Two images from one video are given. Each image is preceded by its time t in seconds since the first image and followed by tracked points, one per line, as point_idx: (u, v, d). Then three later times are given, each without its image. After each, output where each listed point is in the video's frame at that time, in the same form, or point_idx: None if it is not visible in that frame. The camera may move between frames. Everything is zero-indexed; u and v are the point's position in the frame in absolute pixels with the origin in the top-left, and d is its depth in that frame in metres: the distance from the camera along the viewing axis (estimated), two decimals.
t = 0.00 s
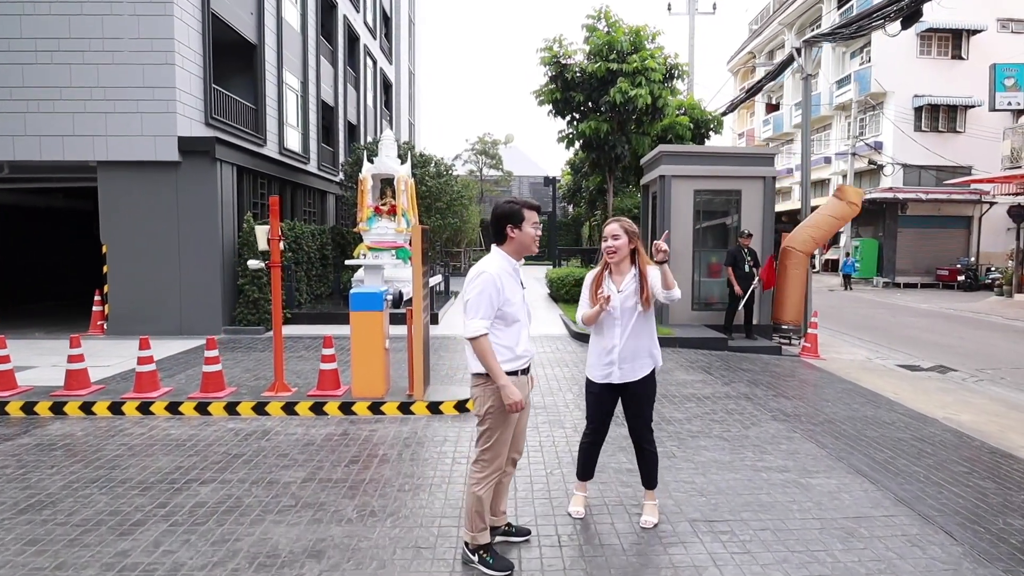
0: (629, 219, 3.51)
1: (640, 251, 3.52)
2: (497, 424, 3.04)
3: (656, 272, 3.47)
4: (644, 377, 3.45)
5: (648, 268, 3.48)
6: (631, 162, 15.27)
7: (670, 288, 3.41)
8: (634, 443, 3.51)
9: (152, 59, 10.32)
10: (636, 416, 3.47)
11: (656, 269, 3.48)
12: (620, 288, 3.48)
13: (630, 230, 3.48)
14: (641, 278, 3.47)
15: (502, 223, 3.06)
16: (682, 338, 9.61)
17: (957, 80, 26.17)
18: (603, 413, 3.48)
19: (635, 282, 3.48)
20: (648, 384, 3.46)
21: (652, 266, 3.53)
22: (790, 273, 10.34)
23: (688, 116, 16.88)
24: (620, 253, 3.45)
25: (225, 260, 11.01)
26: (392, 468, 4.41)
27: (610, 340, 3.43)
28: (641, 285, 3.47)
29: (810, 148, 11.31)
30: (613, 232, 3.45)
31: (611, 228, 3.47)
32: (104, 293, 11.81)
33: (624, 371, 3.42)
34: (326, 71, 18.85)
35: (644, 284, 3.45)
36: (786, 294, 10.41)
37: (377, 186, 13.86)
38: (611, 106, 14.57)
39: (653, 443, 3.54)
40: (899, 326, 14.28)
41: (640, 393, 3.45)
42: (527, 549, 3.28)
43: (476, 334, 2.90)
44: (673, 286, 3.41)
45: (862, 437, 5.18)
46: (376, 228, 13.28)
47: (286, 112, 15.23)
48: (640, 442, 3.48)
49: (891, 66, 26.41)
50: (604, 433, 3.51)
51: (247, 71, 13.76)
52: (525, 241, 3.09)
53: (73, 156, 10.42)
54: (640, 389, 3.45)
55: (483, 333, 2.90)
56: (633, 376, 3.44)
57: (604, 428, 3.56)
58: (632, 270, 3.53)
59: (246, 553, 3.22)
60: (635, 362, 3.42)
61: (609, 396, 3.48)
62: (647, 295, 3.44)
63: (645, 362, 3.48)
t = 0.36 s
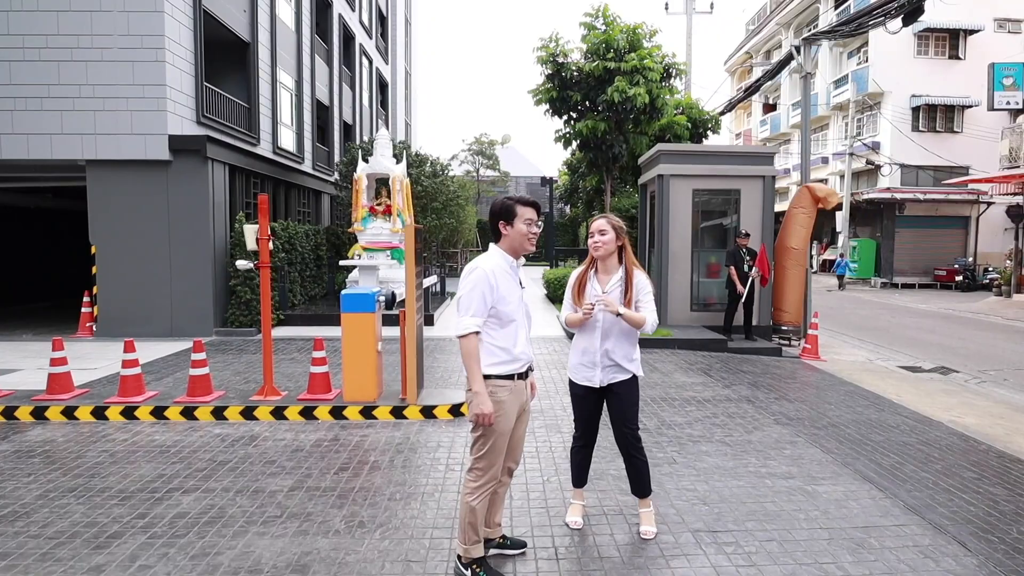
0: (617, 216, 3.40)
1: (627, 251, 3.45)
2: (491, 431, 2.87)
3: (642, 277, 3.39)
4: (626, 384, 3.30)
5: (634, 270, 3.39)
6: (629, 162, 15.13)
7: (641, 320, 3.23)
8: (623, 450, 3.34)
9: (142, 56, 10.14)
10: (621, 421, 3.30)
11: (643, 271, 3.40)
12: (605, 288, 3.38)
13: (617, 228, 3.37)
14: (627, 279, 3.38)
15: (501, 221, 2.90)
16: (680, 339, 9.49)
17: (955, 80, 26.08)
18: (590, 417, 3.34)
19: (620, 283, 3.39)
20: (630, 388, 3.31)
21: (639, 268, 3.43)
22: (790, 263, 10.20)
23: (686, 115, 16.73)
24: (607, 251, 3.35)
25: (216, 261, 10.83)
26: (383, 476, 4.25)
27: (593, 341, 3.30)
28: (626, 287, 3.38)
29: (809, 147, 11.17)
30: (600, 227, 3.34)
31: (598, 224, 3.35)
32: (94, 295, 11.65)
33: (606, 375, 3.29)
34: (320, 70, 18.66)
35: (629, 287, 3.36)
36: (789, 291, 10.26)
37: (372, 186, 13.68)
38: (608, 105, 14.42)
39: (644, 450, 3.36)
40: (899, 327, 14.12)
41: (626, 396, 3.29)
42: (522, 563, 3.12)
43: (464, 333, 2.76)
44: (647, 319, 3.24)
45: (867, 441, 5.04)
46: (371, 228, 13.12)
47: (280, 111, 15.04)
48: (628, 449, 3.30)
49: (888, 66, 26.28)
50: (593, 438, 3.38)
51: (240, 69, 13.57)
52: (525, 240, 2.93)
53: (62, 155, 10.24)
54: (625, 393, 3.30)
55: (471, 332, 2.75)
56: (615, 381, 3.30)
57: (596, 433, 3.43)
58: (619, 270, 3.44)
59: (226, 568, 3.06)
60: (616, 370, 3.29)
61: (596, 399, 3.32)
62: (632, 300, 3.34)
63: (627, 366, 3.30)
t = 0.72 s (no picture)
0: (617, 216, 3.25)
1: (632, 252, 3.28)
2: (471, 442, 2.71)
3: (645, 281, 3.22)
4: (629, 395, 3.15)
5: (638, 273, 3.23)
6: (624, 161, 14.97)
7: (639, 328, 3.13)
8: (619, 461, 3.21)
9: (128, 53, 9.95)
10: (624, 433, 3.17)
11: (649, 275, 3.22)
12: (606, 293, 3.25)
13: (617, 230, 3.22)
14: (631, 284, 3.21)
15: (483, 224, 2.75)
16: (675, 341, 9.35)
17: (951, 79, 26.00)
18: (590, 429, 3.19)
19: (623, 287, 3.24)
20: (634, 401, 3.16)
21: (643, 271, 3.26)
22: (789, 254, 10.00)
23: (682, 114, 16.58)
24: (606, 254, 3.22)
25: (204, 261, 10.65)
26: (365, 486, 4.09)
27: (594, 350, 3.16)
28: (629, 291, 3.22)
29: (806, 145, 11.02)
30: (598, 230, 3.21)
31: (596, 227, 3.23)
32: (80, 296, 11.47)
33: (607, 386, 3.14)
34: (313, 68, 18.47)
35: (631, 290, 3.20)
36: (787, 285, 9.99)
37: (365, 185, 13.51)
38: (603, 104, 14.27)
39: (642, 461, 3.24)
40: (896, 327, 14.01)
41: (628, 407, 3.15)
42: None
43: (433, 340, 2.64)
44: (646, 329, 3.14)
45: (867, 448, 4.89)
46: (363, 227, 12.95)
47: (271, 110, 14.85)
48: (628, 460, 3.18)
49: (885, 64, 26.13)
50: (590, 450, 3.23)
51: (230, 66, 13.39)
52: (508, 243, 2.77)
53: (46, 154, 10.05)
54: (627, 405, 3.15)
55: (439, 340, 2.62)
56: (618, 391, 3.15)
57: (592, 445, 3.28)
58: (622, 273, 3.28)
59: None
60: (618, 381, 3.14)
61: (597, 410, 3.19)
62: (633, 304, 3.19)
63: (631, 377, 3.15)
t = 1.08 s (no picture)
0: (626, 216, 3.13)
1: (642, 254, 3.17)
2: (451, 450, 2.59)
3: (655, 283, 3.11)
4: (637, 402, 3.04)
5: (647, 275, 3.12)
6: (620, 160, 14.86)
7: (643, 331, 3.00)
8: (620, 469, 3.10)
9: (117, 51, 9.81)
10: (624, 442, 3.06)
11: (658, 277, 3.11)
12: (613, 295, 3.14)
13: (625, 230, 3.11)
14: (639, 288, 3.11)
15: (469, 226, 2.63)
16: (671, 342, 9.24)
17: (949, 79, 25.94)
18: (593, 439, 3.07)
19: (631, 289, 3.13)
20: (642, 409, 3.06)
21: (653, 273, 3.14)
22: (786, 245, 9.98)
23: (679, 113, 16.47)
24: (614, 256, 3.11)
25: (195, 262, 10.51)
26: (350, 493, 3.96)
27: (601, 355, 3.06)
28: (637, 294, 3.12)
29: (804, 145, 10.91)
30: (607, 232, 3.10)
31: (604, 229, 3.12)
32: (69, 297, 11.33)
33: (614, 393, 3.03)
34: (308, 68, 18.34)
35: (639, 293, 3.10)
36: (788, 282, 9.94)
37: (359, 185, 13.38)
38: (599, 103, 14.15)
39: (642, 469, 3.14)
40: (895, 328, 13.92)
41: (631, 415, 3.05)
42: None
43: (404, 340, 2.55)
44: (653, 334, 3.01)
45: (867, 453, 4.77)
46: (357, 228, 12.82)
47: (264, 109, 14.72)
48: (631, 469, 3.08)
49: (882, 64, 26.06)
50: (593, 462, 3.09)
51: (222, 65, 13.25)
52: (494, 248, 2.65)
53: (34, 154, 9.91)
54: (628, 413, 3.04)
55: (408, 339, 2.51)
56: (624, 398, 3.04)
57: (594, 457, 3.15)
58: (631, 275, 3.17)
59: None
60: (625, 387, 3.03)
61: (600, 420, 3.07)
62: (642, 307, 3.08)
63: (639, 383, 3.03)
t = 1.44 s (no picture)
0: (630, 214, 3.00)
1: (645, 253, 3.05)
2: (444, 460, 2.48)
3: (659, 284, 3.00)
4: (637, 408, 2.93)
5: (651, 276, 3.01)
6: (619, 161, 14.74)
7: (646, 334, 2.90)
8: (619, 477, 3.00)
9: (110, 49, 9.69)
10: (625, 449, 2.95)
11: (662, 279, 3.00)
12: (616, 295, 3.02)
13: (630, 227, 2.99)
14: (643, 288, 3.00)
15: (462, 223, 2.52)
16: (671, 344, 9.12)
17: (948, 80, 25.88)
18: (593, 447, 2.96)
19: (634, 289, 3.02)
20: (642, 415, 2.95)
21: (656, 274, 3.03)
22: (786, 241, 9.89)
23: (678, 113, 16.36)
24: (618, 255, 3.00)
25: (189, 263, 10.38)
26: (342, 501, 3.84)
27: (601, 358, 2.94)
28: (641, 294, 3.01)
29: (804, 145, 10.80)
30: (611, 230, 2.97)
31: (608, 226, 2.99)
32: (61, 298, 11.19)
33: (614, 397, 2.92)
34: (304, 68, 18.20)
35: (643, 293, 2.99)
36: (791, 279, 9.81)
37: (355, 186, 13.27)
38: (598, 103, 14.02)
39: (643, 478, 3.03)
40: (895, 330, 13.83)
41: (632, 421, 2.94)
42: None
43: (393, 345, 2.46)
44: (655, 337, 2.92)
45: (873, 458, 4.66)
46: (353, 229, 12.70)
47: (260, 109, 14.59)
48: (630, 479, 2.97)
49: (882, 65, 25.97)
50: (595, 471, 2.99)
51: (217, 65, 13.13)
52: (489, 245, 2.54)
53: (26, 153, 9.79)
54: (629, 419, 2.93)
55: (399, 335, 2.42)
56: (624, 402, 2.92)
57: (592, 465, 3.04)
58: (634, 275, 3.06)
59: None
60: (626, 391, 2.91)
61: (602, 428, 2.96)
62: (644, 308, 2.98)
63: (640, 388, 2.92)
